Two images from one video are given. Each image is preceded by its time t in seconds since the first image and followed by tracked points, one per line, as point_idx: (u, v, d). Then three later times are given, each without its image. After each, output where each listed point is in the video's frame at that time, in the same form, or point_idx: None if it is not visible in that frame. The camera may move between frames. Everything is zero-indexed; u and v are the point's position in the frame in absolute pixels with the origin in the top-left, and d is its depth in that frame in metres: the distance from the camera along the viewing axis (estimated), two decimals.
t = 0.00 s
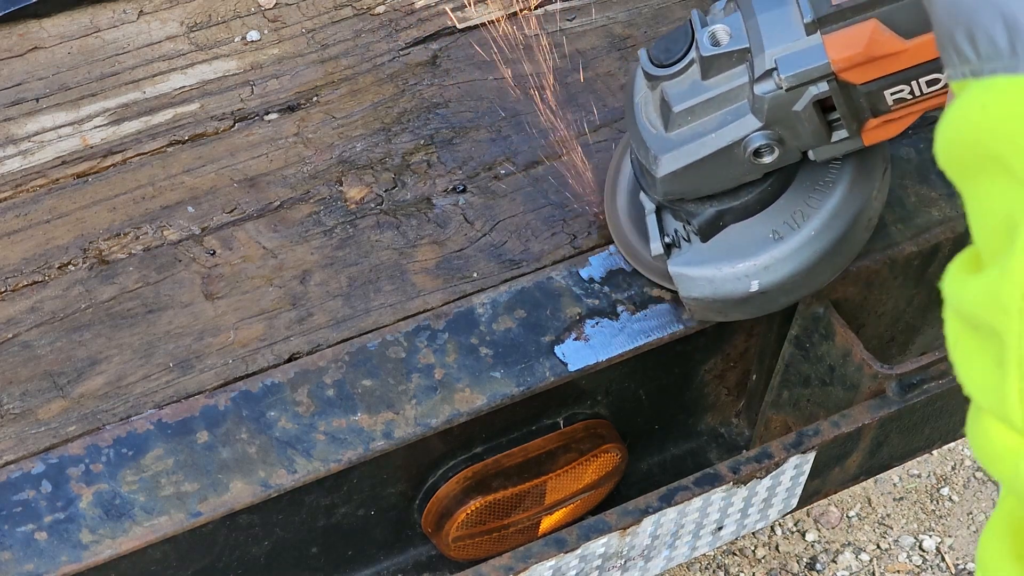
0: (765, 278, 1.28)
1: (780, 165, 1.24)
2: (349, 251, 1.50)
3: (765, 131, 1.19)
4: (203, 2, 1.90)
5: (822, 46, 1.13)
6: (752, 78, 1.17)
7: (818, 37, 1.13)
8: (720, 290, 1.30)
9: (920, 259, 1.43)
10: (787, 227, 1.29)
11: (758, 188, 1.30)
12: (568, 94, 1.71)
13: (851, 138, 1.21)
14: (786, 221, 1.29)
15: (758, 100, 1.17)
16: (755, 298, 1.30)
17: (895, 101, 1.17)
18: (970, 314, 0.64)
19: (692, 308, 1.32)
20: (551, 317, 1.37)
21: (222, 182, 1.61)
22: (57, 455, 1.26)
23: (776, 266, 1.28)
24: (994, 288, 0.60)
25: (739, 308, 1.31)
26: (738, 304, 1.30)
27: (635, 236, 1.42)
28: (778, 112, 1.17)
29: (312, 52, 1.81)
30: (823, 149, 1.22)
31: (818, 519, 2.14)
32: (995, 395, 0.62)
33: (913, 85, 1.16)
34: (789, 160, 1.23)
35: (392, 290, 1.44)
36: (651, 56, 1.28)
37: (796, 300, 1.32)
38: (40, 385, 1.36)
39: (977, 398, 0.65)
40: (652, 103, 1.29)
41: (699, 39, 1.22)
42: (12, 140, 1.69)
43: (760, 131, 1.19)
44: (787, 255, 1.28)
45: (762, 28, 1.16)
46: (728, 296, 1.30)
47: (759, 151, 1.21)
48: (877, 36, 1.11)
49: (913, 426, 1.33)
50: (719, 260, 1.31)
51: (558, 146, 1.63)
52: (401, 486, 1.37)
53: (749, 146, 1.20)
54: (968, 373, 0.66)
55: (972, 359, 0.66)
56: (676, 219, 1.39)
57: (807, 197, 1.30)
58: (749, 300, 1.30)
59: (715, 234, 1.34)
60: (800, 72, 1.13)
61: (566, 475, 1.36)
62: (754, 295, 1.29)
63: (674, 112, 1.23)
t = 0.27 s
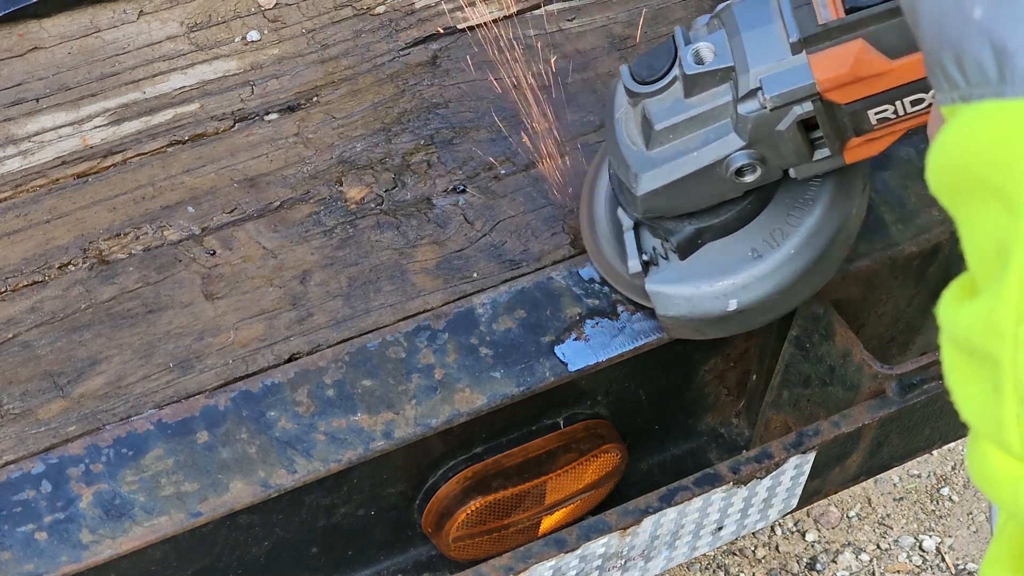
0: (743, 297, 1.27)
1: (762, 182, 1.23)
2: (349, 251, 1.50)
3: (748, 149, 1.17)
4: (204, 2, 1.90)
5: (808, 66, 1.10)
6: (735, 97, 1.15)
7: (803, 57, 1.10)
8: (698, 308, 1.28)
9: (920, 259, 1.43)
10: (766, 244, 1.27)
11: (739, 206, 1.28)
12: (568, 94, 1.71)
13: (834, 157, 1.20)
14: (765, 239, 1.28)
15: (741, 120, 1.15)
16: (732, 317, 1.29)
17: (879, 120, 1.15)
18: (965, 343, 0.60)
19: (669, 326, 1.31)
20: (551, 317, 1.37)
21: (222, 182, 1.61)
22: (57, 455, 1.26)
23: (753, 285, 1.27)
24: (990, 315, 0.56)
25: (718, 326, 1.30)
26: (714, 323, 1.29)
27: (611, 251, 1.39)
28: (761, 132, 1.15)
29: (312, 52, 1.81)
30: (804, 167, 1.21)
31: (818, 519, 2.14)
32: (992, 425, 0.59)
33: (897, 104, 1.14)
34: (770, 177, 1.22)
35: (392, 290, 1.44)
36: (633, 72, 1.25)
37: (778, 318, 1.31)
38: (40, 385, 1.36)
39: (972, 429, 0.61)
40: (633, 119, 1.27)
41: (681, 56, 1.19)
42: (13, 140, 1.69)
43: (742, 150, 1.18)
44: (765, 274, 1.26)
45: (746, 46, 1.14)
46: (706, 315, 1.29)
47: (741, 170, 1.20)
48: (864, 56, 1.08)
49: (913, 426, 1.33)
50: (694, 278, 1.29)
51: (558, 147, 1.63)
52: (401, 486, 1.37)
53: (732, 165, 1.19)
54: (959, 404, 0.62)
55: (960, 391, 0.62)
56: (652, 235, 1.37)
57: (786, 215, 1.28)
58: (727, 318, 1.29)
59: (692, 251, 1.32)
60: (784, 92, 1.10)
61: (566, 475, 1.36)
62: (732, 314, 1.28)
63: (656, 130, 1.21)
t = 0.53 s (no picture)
0: (770, 289, 1.28)
1: (788, 175, 1.22)
2: (349, 251, 1.50)
3: (772, 141, 1.17)
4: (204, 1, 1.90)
5: (829, 58, 1.10)
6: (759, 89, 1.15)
7: (825, 48, 1.10)
8: (727, 299, 1.29)
9: (920, 259, 1.43)
10: (793, 237, 1.28)
11: (763, 200, 1.29)
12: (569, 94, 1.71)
13: (861, 148, 1.19)
14: (793, 231, 1.28)
15: (764, 112, 1.14)
16: (760, 309, 1.30)
17: (902, 111, 1.13)
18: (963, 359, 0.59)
19: (698, 318, 1.33)
20: (551, 317, 1.37)
21: (222, 182, 1.61)
22: (57, 455, 1.26)
23: (780, 277, 1.27)
24: (985, 333, 0.56)
25: (744, 317, 1.31)
26: (744, 314, 1.31)
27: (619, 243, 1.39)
28: (783, 124, 1.15)
29: (312, 52, 1.81)
30: (830, 159, 1.20)
31: (818, 519, 2.14)
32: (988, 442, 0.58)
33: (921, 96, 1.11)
34: (795, 170, 1.22)
35: (392, 290, 1.44)
36: (657, 65, 1.26)
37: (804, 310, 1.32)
38: (40, 385, 1.36)
39: (970, 441, 0.61)
40: (660, 113, 1.28)
41: (703, 49, 1.20)
42: (12, 140, 1.69)
43: (767, 142, 1.17)
44: (792, 267, 1.27)
45: (767, 39, 1.14)
46: (735, 306, 1.30)
47: (765, 162, 1.19)
48: (883, 48, 1.07)
49: (913, 426, 1.33)
50: (723, 270, 1.30)
51: (559, 146, 1.63)
52: (401, 486, 1.37)
53: (755, 157, 1.18)
54: (959, 420, 0.62)
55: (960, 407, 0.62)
56: (680, 227, 1.37)
57: (813, 207, 1.28)
58: (756, 310, 1.30)
59: (722, 242, 1.33)
60: (805, 84, 1.10)
61: (566, 475, 1.36)
62: (761, 306, 1.29)
63: (680, 122, 1.22)
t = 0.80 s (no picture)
0: (699, 300, 1.26)
1: (717, 186, 1.22)
2: (349, 251, 1.50)
3: (703, 149, 1.17)
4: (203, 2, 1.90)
5: (763, 67, 1.11)
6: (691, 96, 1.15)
7: (760, 56, 1.11)
8: (655, 311, 1.27)
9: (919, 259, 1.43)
10: (723, 249, 1.26)
11: (695, 211, 1.27)
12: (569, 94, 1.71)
13: (791, 163, 1.21)
14: (722, 244, 1.27)
15: (696, 119, 1.14)
16: (689, 320, 1.27)
17: (834, 125, 1.17)
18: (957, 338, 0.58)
19: (625, 328, 1.30)
20: (551, 317, 1.37)
21: (222, 182, 1.61)
22: (57, 455, 1.26)
23: (709, 289, 1.26)
24: (981, 312, 0.55)
25: (672, 330, 1.29)
26: (671, 326, 1.28)
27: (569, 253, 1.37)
28: (716, 132, 1.15)
29: (312, 52, 1.81)
30: (761, 171, 1.21)
31: (818, 519, 2.14)
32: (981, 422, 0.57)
33: (852, 109, 1.15)
34: (725, 181, 1.21)
35: (392, 290, 1.44)
36: (591, 72, 1.24)
37: (731, 324, 1.31)
38: (40, 385, 1.36)
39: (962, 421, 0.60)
40: (591, 121, 1.26)
41: (639, 55, 1.19)
42: (12, 140, 1.69)
43: (698, 150, 1.17)
44: (720, 278, 1.25)
45: (703, 46, 1.14)
46: (661, 318, 1.27)
47: (696, 170, 1.19)
48: (818, 58, 1.10)
49: (913, 426, 1.33)
50: (651, 281, 1.28)
51: (558, 146, 1.63)
52: (401, 486, 1.37)
53: (686, 165, 1.18)
54: (951, 399, 0.61)
55: (952, 387, 0.61)
56: (610, 238, 1.35)
57: (744, 219, 1.27)
58: (684, 322, 1.28)
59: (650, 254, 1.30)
60: (740, 91, 1.11)
61: (566, 475, 1.36)
62: (688, 317, 1.27)
63: (611, 129, 1.21)
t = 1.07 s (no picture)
0: (714, 302, 1.26)
1: (734, 187, 1.22)
2: (349, 251, 1.50)
3: (719, 152, 1.17)
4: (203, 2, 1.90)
5: (779, 69, 1.11)
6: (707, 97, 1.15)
7: (775, 58, 1.11)
8: (670, 313, 1.27)
9: (919, 259, 1.43)
10: (738, 250, 1.27)
11: (711, 211, 1.28)
12: (568, 94, 1.72)
13: (806, 164, 1.20)
14: (738, 245, 1.27)
15: (712, 121, 1.15)
16: (702, 322, 1.27)
17: (850, 126, 1.16)
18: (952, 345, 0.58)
19: (639, 330, 1.30)
20: (550, 317, 1.37)
21: (222, 182, 1.61)
22: (57, 455, 1.26)
23: (724, 290, 1.26)
24: (976, 317, 0.54)
25: (686, 332, 1.29)
26: (685, 328, 1.28)
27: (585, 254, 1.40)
28: (731, 134, 1.15)
29: (312, 52, 1.81)
30: (777, 173, 1.21)
31: (818, 519, 2.14)
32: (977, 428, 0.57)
33: (869, 111, 1.14)
34: (740, 183, 1.22)
35: (392, 290, 1.44)
36: (608, 73, 1.26)
37: (745, 327, 1.30)
38: (40, 385, 1.36)
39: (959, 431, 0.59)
40: (608, 122, 1.27)
41: (655, 57, 1.20)
42: (13, 140, 1.69)
43: (714, 152, 1.17)
44: (736, 280, 1.26)
45: (717, 49, 1.15)
46: (678, 320, 1.27)
47: (711, 172, 1.19)
48: (834, 59, 1.09)
49: (913, 426, 1.33)
50: (666, 283, 1.29)
51: (558, 146, 1.63)
52: (401, 486, 1.37)
53: (702, 166, 1.18)
54: (948, 409, 0.60)
55: (947, 397, 0.60)
56: (626, 239, 1.37)
57: (760, 221, 1.27)
58: (699, 324, 1.28)
59: (665, 254, 1.31)
60: (756, 92, 1.11)
61: (566, 475, 1.36)
62: (703, 319, 1.27)
63: (628, 131, 1.21)
